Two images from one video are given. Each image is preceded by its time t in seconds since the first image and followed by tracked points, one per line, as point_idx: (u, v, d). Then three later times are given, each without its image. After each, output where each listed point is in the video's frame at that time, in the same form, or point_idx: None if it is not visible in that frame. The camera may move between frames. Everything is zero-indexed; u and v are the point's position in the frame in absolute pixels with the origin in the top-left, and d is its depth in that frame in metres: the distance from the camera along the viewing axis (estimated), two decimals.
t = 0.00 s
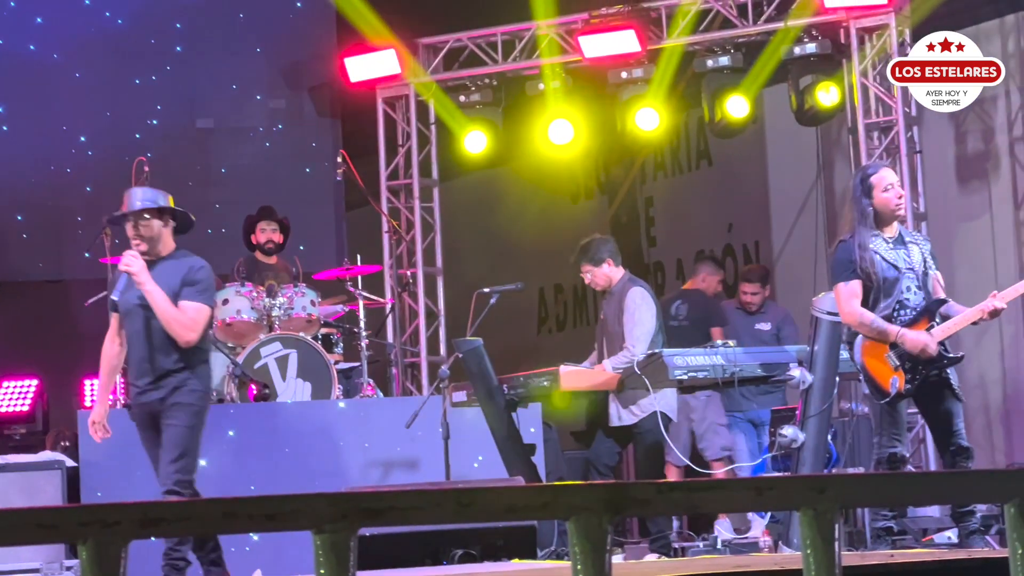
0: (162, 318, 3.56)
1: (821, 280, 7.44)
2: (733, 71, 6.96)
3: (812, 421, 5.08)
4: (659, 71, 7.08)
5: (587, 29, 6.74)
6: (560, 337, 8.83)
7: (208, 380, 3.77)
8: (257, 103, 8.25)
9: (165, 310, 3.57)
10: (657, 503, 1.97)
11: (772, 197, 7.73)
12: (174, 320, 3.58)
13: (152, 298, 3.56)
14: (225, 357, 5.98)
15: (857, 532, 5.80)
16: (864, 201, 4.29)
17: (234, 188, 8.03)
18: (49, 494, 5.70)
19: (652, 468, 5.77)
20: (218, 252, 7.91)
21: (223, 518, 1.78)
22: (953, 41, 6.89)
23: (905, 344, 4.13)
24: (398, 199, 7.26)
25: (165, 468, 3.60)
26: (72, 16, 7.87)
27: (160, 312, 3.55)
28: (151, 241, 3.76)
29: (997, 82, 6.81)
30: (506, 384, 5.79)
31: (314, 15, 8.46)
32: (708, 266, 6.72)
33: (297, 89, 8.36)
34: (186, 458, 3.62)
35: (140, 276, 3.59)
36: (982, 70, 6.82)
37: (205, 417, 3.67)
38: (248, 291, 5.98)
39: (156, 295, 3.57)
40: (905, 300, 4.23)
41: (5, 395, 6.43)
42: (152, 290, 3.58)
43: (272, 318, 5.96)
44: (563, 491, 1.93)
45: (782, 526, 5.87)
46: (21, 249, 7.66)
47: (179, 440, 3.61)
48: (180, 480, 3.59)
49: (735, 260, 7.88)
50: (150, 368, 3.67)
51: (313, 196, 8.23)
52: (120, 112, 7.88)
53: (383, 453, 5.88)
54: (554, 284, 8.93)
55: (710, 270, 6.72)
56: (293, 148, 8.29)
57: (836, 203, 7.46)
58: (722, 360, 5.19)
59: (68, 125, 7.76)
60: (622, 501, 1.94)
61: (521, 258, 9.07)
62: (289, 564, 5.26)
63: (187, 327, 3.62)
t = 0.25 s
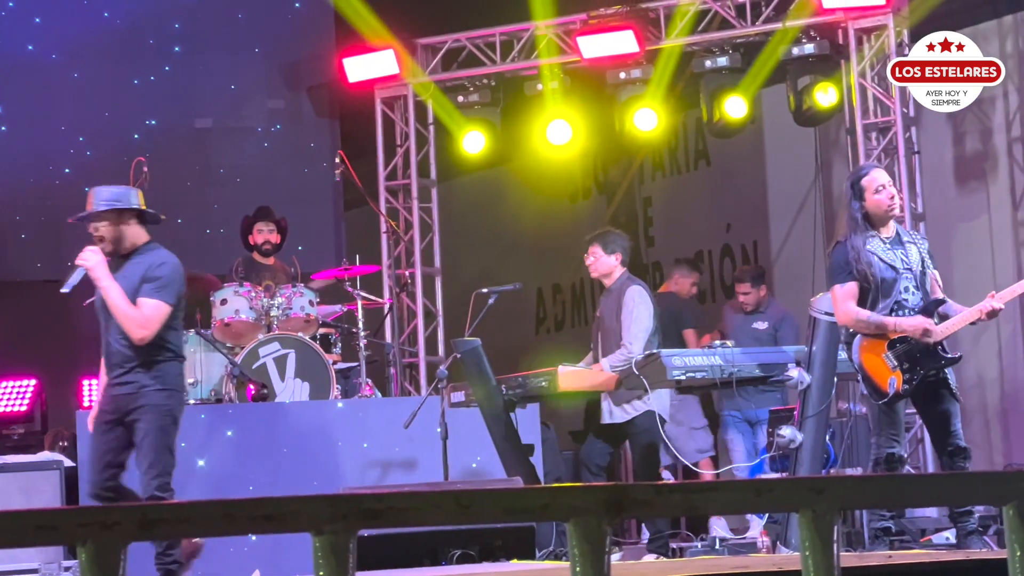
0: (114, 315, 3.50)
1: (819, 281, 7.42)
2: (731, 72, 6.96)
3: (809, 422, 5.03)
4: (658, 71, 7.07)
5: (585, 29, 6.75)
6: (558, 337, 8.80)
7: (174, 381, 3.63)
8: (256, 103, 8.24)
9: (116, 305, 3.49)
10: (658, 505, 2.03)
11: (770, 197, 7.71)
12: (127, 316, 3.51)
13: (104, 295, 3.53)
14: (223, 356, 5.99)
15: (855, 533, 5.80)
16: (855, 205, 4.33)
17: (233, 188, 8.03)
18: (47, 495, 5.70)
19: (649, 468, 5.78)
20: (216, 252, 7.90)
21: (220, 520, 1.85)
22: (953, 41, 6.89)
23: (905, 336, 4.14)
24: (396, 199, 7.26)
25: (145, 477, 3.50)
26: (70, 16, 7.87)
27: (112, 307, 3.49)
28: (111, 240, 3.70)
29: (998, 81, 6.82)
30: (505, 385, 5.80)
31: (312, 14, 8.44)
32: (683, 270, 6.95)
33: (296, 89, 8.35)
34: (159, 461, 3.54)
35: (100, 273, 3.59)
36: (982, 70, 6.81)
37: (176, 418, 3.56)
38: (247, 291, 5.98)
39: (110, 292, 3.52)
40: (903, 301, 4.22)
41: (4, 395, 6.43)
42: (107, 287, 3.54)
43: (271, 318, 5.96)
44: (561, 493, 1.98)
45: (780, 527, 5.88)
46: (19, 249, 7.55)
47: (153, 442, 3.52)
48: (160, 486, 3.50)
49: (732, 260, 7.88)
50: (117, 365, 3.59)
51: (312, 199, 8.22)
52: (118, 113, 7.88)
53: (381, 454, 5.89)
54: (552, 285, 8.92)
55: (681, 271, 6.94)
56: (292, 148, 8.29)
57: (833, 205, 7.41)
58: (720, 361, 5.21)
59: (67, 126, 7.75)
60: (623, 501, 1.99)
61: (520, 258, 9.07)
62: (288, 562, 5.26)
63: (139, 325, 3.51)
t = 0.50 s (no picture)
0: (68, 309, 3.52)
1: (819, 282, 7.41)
2: (731, 72, 6.96)
3: (810, 423, 5.02)
4: (658, 72, 7.07)
5: (586, 30, 6.75)
6: (557, 338, 8.81)
7: (139, 380, 3.63)
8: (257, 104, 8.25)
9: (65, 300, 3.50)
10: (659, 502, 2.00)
11: (770, 198, 7.71)
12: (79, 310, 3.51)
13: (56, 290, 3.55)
14: (223, 357, 5.98)
15: (856, 533, 5.80)
16: (861, 206, 4.32)
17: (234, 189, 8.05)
18: (47, 495, 5.69)
19: (648, 468, 5.79)
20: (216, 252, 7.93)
21: (223, 521, 1.83)
22: (953, 41, 6.90)
23: (907, 352, 4.12)
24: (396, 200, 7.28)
25: (130, 475, 3.59)
26: (70, 15, 7.86)
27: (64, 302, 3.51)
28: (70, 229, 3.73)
29: (997, 82, 6.83)
30: (505, 386, 5.80)
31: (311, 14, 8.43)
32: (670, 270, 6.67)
33: (296, 89, 8.35)
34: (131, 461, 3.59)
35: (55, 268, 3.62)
36: (981, 70, 6.83)
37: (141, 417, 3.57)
38: (247, 291, 5.99)
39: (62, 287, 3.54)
40: (908, 302, 4.23)
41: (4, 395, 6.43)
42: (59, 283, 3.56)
43: (271, 319, 5.96)
44: (561, 494, 1.96)
45: (780, 527, 5.88)
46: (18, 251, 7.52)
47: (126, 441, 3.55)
48: (147, 482, 3.60)
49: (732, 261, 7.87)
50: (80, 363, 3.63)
51: (313, 202, 8.24)
52: (119, 114, 7.89)
53: (381, 455, 5.89)
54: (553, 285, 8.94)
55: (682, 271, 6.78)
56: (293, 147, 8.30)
57: (834, 207, 7.40)
58: (721, 361, 5.22)
59: (67, 126, 7.76)
60: (622, 502, 1.98)
61: (520, 257, 9.09)
62: (288, 561, 5.27)
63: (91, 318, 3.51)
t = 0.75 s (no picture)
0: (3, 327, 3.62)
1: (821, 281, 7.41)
2: (733, 73, 6.93)
3: (811, 422, 5.00)
4: (659, 73, 7.05)
5: (587, 30, 6.76)
6: (559, 338, 8.83)
7: (81, 389, 3.71)
8: (259, 105, 8.35)
9: None
10: (665, 501, 1.88)
11: (771, 198, 7.72)
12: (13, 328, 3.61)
13: None
14: (224, 357, 6.00)
15: (856, 533, 5.80)
16: (863, 203, 4.34)
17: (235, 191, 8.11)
18: (49, 496, 5.67)
19: (649, 468, 5.79)
20: (216, 252, 7.96)
21: (225, 522, 1.68)
22: (953, 41, 6.91)
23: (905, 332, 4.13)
24: (396, 200, 7.27)
25: (96, 480, 3.71)
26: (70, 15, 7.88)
27: None
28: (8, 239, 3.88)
29: (997, 81, 6.84)
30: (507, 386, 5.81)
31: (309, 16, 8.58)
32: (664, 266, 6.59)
33: (296, 89, 8.49)
34: (86, 470, 3.68)
35: None
36: (981, 70, 6.84)
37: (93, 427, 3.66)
38: (248, 291, 5.98)
39: None
40: (908, 301, 4.22)
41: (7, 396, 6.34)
42: None
43: (272, 319, 5.96)
44: (566, 493, 1.83)
45: (781, 528, 5.87)
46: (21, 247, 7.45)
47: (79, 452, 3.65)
48: (113, 487, 3.71)
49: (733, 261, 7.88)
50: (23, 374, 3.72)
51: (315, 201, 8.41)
52: (120, 113, 7.90)
53: (382, 454, 5.91)
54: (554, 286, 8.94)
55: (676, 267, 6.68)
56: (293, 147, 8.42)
57: (836, 206, 7.42)
58: (722, 361, 5.23)
59: (68, 126, 7.75)
60: (630, 502, 1.85)
61: (520, 257, 9.08)
62: (288, 562, 5.31)
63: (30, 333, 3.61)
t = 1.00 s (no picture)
0: None
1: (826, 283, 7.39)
2: (739, 73, 6.93)
3: (817, 422, 5.09)
4: (665, 74, 7.11)
5: (592, 31, 6.76)
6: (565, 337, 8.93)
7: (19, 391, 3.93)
8: (263, 104, 8.63)
9: None
10: (672, 501, 1.96)
11: (778, 199, 7.69)
12: None
13: None
14: (230, 358, 6.00)
15: (864, 534, 5.79)
16: (863, 204, 4.36)
17: (238, 175, 8.46)
18: (56, 496, 5.77)
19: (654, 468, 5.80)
20: (217, 252, 8.34)
21: (237, 521, 1.73)
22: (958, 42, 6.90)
23: (905, 352, 4.11)
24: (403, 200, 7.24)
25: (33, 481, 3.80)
26: (81, 18, 8.24)
27: None
28: None
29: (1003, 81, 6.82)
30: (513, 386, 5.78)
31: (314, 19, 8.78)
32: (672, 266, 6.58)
33: (303, 90, 8.75)
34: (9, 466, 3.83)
35: None
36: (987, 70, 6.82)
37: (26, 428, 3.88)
38: (254, 292, 5.97)
39: None
40: (909, 303, 4.22)
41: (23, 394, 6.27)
42: None
43: (278, 319, 5.95)
44: (581, 495, 1.91)
45: (788, 528, 5.87)
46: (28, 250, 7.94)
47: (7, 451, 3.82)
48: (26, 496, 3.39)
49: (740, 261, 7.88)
50: None
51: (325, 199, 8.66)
52: (126, 115, 8.25)
53: (389, 455, 5.92)
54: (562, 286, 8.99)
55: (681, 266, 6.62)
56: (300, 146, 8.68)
57: (841, 206, 7.35)
58: (728, 361, 5.05)
59: (76, 127, 8.13)
60: (638, 502, 1.93)
61: (524, 260, 9.11)
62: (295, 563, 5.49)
63: None
